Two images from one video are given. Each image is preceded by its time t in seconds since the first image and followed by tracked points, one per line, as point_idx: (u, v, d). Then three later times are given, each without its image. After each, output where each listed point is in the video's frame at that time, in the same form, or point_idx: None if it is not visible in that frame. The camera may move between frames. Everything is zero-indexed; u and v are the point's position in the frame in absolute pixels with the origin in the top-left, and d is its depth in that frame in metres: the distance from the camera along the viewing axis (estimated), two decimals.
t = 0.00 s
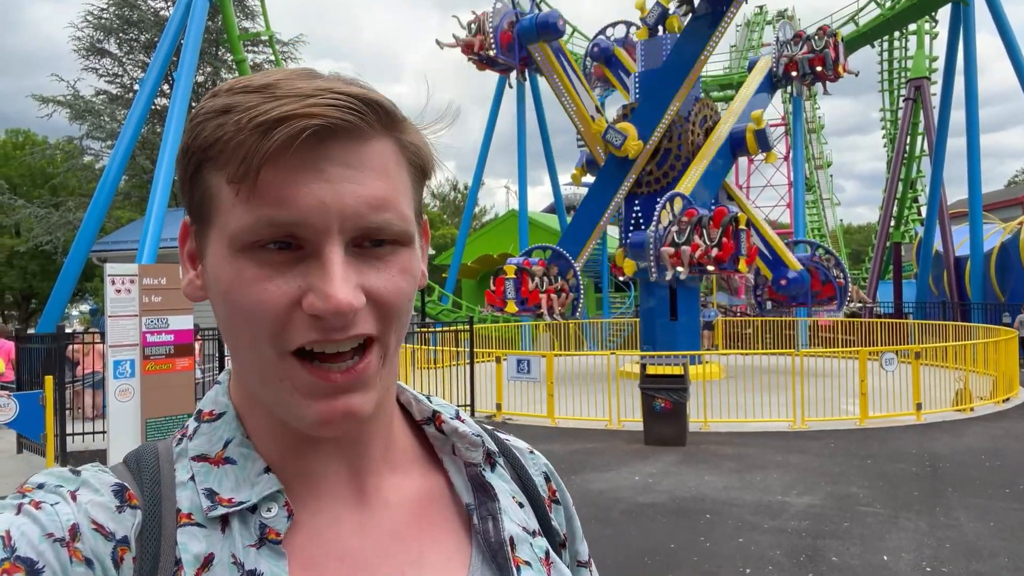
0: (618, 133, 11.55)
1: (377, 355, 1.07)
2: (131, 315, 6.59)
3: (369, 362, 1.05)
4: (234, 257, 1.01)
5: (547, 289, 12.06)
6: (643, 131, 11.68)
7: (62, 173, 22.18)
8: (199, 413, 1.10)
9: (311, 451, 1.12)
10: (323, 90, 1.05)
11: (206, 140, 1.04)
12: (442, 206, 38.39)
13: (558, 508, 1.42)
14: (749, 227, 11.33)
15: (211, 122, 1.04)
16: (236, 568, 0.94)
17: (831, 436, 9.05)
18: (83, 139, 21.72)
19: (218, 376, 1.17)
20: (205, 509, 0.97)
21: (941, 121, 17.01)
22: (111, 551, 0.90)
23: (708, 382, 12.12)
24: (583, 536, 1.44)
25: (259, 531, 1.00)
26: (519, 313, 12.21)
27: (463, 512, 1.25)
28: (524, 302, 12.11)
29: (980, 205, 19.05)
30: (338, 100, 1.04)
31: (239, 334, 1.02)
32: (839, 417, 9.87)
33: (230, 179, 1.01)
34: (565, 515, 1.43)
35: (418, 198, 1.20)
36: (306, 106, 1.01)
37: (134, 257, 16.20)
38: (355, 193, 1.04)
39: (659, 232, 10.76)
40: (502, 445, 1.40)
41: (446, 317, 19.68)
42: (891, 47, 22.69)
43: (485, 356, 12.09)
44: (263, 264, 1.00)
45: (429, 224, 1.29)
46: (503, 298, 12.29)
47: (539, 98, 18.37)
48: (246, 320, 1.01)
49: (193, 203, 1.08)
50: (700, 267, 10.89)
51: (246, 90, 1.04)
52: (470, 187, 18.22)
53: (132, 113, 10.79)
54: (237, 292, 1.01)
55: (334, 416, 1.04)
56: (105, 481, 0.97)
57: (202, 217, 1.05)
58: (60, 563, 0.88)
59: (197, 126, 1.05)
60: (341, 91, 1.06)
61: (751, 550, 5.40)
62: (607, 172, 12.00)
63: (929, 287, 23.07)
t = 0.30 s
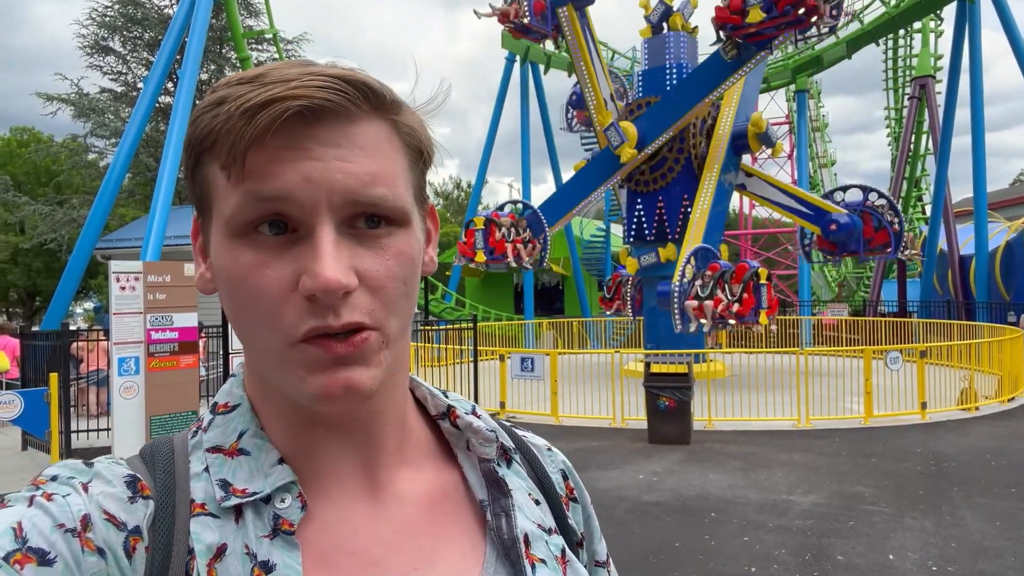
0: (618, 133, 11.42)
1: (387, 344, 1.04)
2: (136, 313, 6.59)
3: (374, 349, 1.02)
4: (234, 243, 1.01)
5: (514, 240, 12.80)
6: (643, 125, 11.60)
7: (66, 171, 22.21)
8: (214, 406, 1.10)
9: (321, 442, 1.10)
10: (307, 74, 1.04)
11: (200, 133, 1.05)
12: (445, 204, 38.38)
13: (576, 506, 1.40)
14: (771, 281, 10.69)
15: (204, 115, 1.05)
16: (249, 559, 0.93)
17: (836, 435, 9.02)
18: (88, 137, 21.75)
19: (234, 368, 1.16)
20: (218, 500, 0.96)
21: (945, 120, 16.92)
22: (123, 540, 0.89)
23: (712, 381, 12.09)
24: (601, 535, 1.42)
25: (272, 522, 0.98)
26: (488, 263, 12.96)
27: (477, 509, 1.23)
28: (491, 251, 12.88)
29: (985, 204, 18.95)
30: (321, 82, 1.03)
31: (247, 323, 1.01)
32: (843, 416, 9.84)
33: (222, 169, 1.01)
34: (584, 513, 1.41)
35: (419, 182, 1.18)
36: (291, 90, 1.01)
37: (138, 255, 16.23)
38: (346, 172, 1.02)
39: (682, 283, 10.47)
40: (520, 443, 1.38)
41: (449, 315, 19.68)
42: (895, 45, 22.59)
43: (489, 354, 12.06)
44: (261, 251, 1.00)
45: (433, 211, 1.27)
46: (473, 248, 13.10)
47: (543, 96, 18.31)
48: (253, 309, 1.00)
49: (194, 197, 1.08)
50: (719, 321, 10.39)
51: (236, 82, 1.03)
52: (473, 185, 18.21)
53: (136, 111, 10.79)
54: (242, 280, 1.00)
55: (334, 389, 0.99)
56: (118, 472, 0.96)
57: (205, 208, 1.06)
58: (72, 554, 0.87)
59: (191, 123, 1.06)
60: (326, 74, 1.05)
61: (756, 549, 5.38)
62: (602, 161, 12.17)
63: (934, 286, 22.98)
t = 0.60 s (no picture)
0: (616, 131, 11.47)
1: (387, 338, 1.06)
2: (140, 313, 6.59)
3: (379, 348, 1.04)
4: (240, 245, 0.99)
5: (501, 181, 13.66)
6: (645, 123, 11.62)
7: (68, 171, 22.24)
8: (206, 402, 1.10)
9: (319, 438, 1.10)
10: (318, 73, 1.02)
11: (199, 131, 1.02)
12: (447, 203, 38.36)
13: (574, 496, 1.38)
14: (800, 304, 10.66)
15: (202, 112, 1.02)
16: (243, 554, 0.94)
17: (840, 434, 9.00)
18: (91, 137, 21.78)
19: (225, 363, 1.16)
20: (211, 498, 0.96)
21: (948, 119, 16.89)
22: (117, 536, 0.89)
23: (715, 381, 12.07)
24: (598, 524, 1.40)
25: (265, 518, 0.98)
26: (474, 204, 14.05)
27: (471, 502, 1.23)
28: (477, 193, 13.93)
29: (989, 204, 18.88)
30: (335, 83, 1.02)
31: (245, 320, 1.00)
32: (847, 416, 9.82)
33: (229, 168, 1.00)
34: (581, 503, 1.38)
35: (415, 179, 1.18)
36: (304, 91, 0.99)
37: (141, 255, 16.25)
38: (359, 174, 1.02)
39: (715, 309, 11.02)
40: (515, 432, 1.37)
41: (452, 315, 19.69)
42: (898, 45, 22.53)
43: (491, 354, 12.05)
44: (269, 252, 0.99)
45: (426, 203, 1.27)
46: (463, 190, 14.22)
47: (545, 96, 18.29)
48: (253, 308, 0.99)
49: (189, 194, 1.06)
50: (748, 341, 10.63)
51: (237, 75, 1.01)
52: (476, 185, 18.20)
53: (139, 112, 10.80)
54: (244, 279, 0.99)
55: (349, 397, 1.01)
56: (110, 470, 0.95)
57: (202, 208, 1.04)
58: (65, 551, 0.87)
59: (188, 117, 1.04)
60: (336, 74, 1.03)
61: (761, 549, 5.37)
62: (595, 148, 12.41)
63: (937, 286, 22.94)
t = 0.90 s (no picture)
0: (614, 135, 11.50)
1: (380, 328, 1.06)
2: (141, 315, 6.60)
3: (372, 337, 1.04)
4: (233, 229, 1.00)
5: (504, 121, 12.57)
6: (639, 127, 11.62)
7: (70, 174, 22.27)
8: (195, 392, 1.11)
9: (308, 429, 1.11)
10: (310, 61, 1.04)
11: (192, 116, 1.03)
12: (448, 205, 38.37)
13: (562, 485, 1.39)
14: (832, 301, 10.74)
15: (194, 98, 1.03)
16: (234, 543, 0.95)
17: (842, 435, 8.99)
18: (92, 140, 21.81)
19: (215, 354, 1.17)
20: (200, 487, 0.98)
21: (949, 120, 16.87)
22: (106, 527, 0.90)
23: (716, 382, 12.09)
24: (586, 513, 1.41)
25: (255, 508, 0.99)
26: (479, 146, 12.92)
27: (461, 490, 1.23)
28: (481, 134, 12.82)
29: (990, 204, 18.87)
30: (328, 69, 1.03)
31: (238, 307, 1.00)
32: (848, 416, 9.81)
33: (221, 154, 1.00)
34: (569, 492, 1.40)
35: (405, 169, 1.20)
36: (297, 77, 1.00)
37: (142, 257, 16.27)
38: (351, 159, 1.03)
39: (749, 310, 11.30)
40: (505, 422, 1.37)
41: (454, 316, 19.68)
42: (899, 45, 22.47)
43: (492, 356, 12.05)
44: (261, 237, 1.00)
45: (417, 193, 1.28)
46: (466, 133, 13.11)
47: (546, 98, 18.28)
48: (246, 296, 0.99)
49: (180, 183, 1.06)
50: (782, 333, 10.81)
51: (229, 63, 1.02)
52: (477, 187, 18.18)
53: (140, 116, 10.81)
54: (237, 267, 0.99)
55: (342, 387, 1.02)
56: (98, 461, 0.96)
57: (193, 196, 1.05)
58: (53, 542, 0.88)
59: (180, 103, 1.04)
60: (327, 61, 1.05)
61: (763, 550, 5.36)
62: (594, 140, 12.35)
63: (938, 286, 22.92)
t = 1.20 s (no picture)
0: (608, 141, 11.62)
1: (355, 316, 1.08)
2: (141, 318, 6.60)
3: (347, 327, 1.06)
4: (210, 218, 1.02)
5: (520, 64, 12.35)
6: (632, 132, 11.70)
7: (70, 178, 22.29)
8: (196, 388, 1.12)
9: (305, 424, 1.12)
10: (285, 48, 1.05)
11: (177, 108, 1.05)
12: (448, 208, 38.41)
13: (563, 483, 1.38)
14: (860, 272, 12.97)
15: (181, 90, 1.06)
16: (234, 540, 0.95)
17: (843, 437, 8.98)
18: (92, 143, 21.85)
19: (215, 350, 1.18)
20: (200, 482, 0.98)
21: (948, 121, 16.90)
22: (104, 522, 0.90)
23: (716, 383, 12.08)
24: (588, 512, 1.41)
25: (255, 504, 1.00)
26: (494, 89, 12.91)
27: (462, 488, 1.23)
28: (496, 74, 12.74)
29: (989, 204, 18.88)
30: (301, 55, 1.05)
31: (219, 297, 1.03)
32: (849, 417, 9.79)
33: (199, 142, 1.03)
34: (570, 490, 1.39)
35: (401, 161, 1.20)
36: (267, 62, 1.02)
37: (142, 261, 16.29)
38: (324, 144, 1.04)
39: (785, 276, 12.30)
40: (505, 419, 1.38)
41: (454, 319, 19.66)
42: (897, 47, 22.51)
43: (492, 358, 12.05)
44: (237, 224, 1.02)
45: (414, 188, 1.29)
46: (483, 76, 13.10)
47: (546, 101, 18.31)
48: (220, 283, 1.02)
49: (170, 175, 1.09)
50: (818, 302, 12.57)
51: (213, 57, 1.05)
52: (477, 189, 18.19)
53: (140, 119, 10.83)
54: (213, 255, 1.02)
55: (315, 372, 1.04)
56: (97, 456, 0.96)
57: (182, 187, 1.07)
58: (51, 537, 0.87)
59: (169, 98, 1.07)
60: (304, 48, 1.06)
61: (764, 551, 5.35)
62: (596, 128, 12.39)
63: (938, 287, 22.92)
